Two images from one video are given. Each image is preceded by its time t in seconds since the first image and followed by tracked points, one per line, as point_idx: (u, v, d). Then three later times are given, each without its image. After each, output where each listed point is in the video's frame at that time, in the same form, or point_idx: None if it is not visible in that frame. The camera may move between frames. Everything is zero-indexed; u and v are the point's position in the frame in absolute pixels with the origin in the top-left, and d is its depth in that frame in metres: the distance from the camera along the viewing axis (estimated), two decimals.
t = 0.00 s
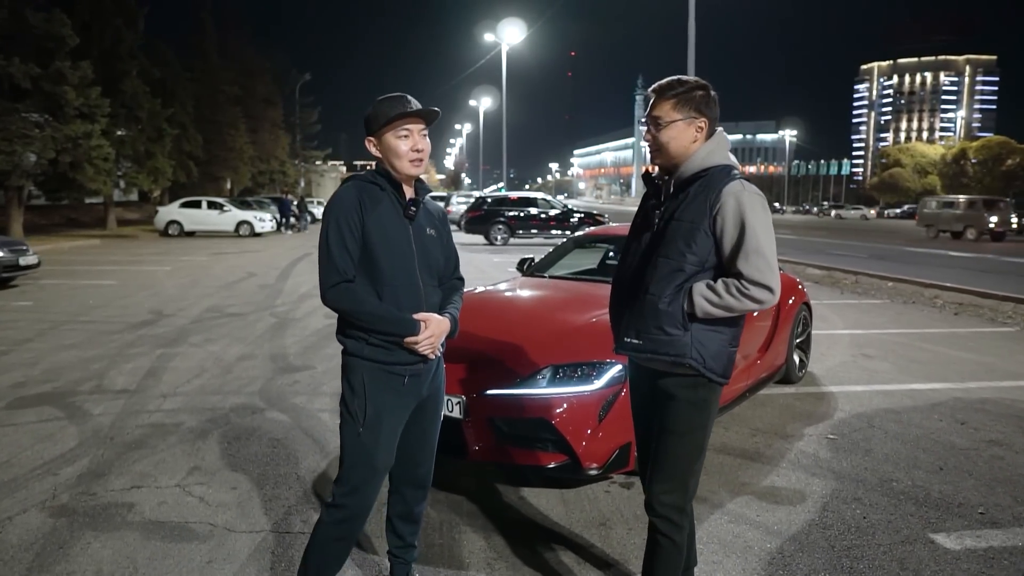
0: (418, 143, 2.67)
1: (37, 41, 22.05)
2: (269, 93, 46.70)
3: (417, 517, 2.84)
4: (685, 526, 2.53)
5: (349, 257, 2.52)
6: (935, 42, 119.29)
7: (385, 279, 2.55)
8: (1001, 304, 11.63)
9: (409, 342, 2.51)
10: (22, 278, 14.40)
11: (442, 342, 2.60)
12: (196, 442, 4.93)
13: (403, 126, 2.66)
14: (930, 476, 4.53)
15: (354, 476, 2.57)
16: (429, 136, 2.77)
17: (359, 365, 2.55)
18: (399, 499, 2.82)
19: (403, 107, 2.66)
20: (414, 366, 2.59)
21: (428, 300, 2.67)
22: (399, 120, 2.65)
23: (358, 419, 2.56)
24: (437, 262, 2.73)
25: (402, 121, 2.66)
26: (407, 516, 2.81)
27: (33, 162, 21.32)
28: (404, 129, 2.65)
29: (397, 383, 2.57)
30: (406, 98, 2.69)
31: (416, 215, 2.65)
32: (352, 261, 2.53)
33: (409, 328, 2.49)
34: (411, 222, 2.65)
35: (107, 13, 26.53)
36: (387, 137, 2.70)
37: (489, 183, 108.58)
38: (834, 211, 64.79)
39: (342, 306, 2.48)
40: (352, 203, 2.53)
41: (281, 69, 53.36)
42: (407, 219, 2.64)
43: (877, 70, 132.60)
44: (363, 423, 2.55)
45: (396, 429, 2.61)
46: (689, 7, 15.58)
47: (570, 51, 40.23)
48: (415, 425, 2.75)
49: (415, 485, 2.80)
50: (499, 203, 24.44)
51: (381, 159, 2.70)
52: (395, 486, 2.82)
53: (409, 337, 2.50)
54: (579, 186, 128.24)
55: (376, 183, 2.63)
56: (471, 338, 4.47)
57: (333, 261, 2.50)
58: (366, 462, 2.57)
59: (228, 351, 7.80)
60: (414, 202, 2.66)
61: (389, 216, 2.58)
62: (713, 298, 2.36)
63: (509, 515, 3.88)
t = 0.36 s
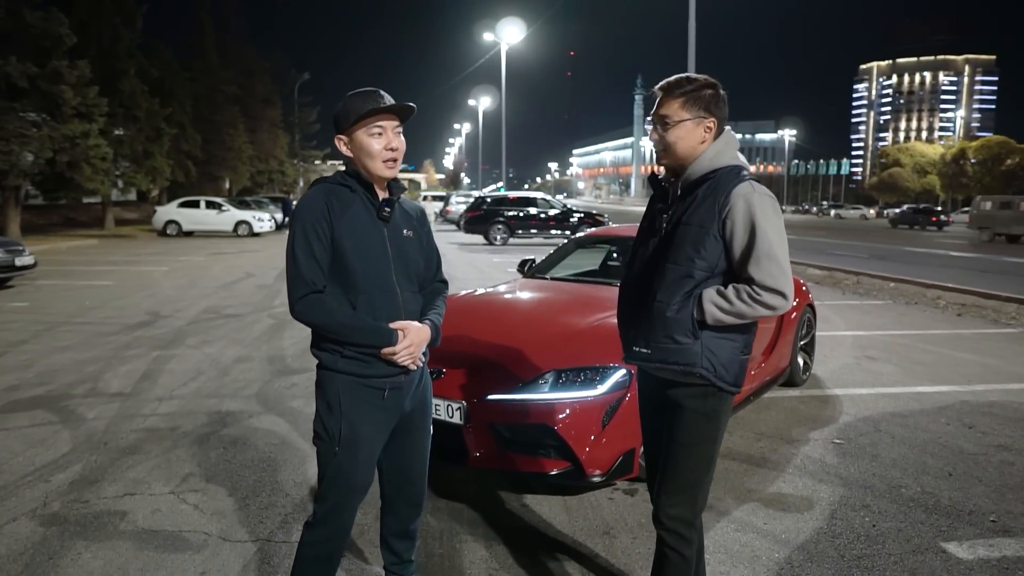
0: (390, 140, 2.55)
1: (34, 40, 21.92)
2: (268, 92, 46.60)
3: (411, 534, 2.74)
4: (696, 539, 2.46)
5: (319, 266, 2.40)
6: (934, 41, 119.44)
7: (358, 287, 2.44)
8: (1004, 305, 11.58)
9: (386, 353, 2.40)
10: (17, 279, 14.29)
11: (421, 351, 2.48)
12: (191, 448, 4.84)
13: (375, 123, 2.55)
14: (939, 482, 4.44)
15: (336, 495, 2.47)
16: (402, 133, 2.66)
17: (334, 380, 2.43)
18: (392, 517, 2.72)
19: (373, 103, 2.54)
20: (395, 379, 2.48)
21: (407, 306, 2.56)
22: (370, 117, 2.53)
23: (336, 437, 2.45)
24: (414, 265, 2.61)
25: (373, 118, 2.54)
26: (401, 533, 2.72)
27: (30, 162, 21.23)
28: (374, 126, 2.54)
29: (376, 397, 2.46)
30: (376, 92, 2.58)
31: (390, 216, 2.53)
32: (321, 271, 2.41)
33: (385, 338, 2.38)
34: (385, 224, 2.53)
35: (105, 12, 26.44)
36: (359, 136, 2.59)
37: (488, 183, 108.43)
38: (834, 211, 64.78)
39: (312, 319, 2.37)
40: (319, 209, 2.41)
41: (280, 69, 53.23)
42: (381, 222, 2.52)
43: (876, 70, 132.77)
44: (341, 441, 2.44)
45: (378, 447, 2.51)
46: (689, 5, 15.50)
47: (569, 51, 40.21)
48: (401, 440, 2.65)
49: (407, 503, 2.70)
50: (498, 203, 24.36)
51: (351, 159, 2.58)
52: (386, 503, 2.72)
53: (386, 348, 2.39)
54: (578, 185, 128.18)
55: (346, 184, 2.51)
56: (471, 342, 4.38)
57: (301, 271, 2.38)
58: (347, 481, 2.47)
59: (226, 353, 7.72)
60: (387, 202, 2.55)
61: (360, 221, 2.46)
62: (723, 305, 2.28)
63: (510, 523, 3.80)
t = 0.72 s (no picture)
0: (360, 138, 2.47)
1: (32, 39, 21.79)
2: (267, 92, 46.49)
3: (405, 552, 2.63)
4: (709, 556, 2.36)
5: (288, 280, 2.31)
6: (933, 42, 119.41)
7: (334, 299, 2.33)
8: (1009, 306, 11.49)
9: (365, 369, 2.30)
10: (14, 280, 14.18)
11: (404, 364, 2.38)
12: (187, 454, 4.74)
13: (342, 121, 2.45)
14: (951, 489, 4.35)
15: (317, 517, 2.37)
16: (374, 129, 2.56)
17: (312, 397, 2.34)
18: (387, 537, 2.60)
19: (339, 101, 2.44)
20: (377, 395, 2.38)
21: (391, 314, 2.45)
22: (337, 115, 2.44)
23: (315, 457, 2.35)
24: (398, 269, 2.50)
25: (338, 116, 2.45)
26: (396, 552, 2.60)
27: (27, 162, 21.11)
28: (341, 124, 2.45)
29: (356, 415, 2.36)
30: (341, 87, 2.48)
31: (365, 220, 2.42)
32: (292, 284, 2.31)
33: (362, 354, 2.28)
34: (361, 229, 2.42)
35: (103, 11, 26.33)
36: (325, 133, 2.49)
37: (488, 182, 108.34)
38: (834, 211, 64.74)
39: (283, 337, 2.27)
40: (284, 219, 2.32)
41: (279, 68, 53.07)
42: (356, 228, 2.41)
43: (875, 70, 132.74)
44: (321, 461, 2.34)
45: (360, 463, 2.41)
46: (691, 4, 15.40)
47: (569, 51, 40.13)
48: (389, 460, 2.53)
49: (401, 523, 2.59)
50: (498, 203, 24.27)
51: (320, 160, 2.49)
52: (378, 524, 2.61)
53: (364, 364, 2.29)
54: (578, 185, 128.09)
55: (314, 189, 2.41)
56: (472, 347, 4.28)
57: (269, 287, 2.29)
58: (328, 502, 2.37)
59: (223, 356, 7.62)
60: (361, 205, 2.43)
61: (330, 229, 2.35)
62: (737, 311, 2.18)
63: (512, 533, 3.70)
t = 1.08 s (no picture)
0: (351, 136, 2.39)
1: (31, 39, 21.71)
2: (267, 92, 46.43)
3: (406, 566, 2.56)
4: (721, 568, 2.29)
5: (280, 290, 2.24)
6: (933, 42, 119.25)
7: (329, 308, 2.26)
8: (1013, 307, 11.40)
9: (363, 382, 2.24)
10: (12, 281, 14.10)
11: (403, 374, 2.31)
12: (184, 459, 4.67)
13: (331, 119, 2.38)
14: (962, 495, 4.27)
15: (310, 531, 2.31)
16: (366, 126, 2.48)
17: (307, 409, 2.28)
18: (386, 550, 2.52)
19: (328, 98, 2.36)
20: (373, 407, 2.31)
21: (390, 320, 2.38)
22: (327, 112, 2.36)
23: (308, 471, 2.29)
24: (396, 273, 2.42)
25: (327, 114, 2.37)
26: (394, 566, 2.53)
27: (26, 162, 21.04)
28: (330, 122, 2.37)
29: (352, 428, 2.29)
30: (330, 83, 2.40)
31: (359, 224, 2.34)
32: (284, 294, 2.24)
33: (359, 365, 2.21)
34: (355, 234, 2.34)
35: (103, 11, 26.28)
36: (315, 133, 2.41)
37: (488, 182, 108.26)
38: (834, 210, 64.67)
39: (276, 349, 2.20)
40: (274, 225, 2.25)
41: (280, 67, 53.01)
42: (351, 232, 2.33)
43: (875, 70, 132.56)
44: (314, 475, 2.28)
45: (355, 476, 2.34)
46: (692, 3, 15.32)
47: (569, 51, 40.05)
48: (387, 471, 2.45)
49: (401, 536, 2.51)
50: (499, 203, 24.19)
51: (310, 161, 2.41)
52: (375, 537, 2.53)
53: (363, 376, 2.23)
54: (578, 185, 128.01)
55: (307, 192, 2.33)
56: (474, 351, 4.19)
57: (260, 297, 2.22)
58: (322, 518, 2.30)
59: (222, 358, 7.55)
60: (356, 209, 2.35)
61: (323, 234, 2.27)
62: (753, 316, 2.11)
63: (514, 540, 3.63)
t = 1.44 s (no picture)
0: (360, 133, 2.34)
1: (28, 38, 21.61)
2: (265, 92, 46.32)
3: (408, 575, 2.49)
4: None
5: (288, 294, 2.16)
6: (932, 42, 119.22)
7: (337, 313, 2.19)
8: (1016, 309, 11.34)
9: (371, 390, 2.17)
10: (9, 283, 14.02)
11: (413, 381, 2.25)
12: (181, 463, 4.61)
13: (339, 116, 2.33)
14: (969, 500, 4.22)
15: (314, 541, 2.24)
16: (374, 124, 2.42)
17: (314, 416, 2.21)
18: (388, 560, 2.45)
19: (336, 95, 2.31)
20: (381, 415, 2.24)
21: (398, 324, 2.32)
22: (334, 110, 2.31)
23: (314, 479, 2.22)
24: (404, 276, 2.36)
25: (335, 112, 2.32)
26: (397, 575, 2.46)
27: (24, 162, 20.95)
28: (339, 118, 2.32)
29: (360, 435, 2.22)
30: (339, 79, 2.35)
31: (367, 226, 2.27)
32: (292, 297, 2.17)
33: (368, 371, 2.14)
34: (364, 236, 2.27)
35: (102, 11, 26.19)
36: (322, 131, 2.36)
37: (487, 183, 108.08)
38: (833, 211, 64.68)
39: (284, 357, 2.13)
40: (281, 226, 2.18)
41: (278, 67, 52.91)
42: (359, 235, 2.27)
43: (874, 70, 132.46)
44: (320, 483, 2.21)
45: (362, 484, 2.27)
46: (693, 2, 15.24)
47: (569, 51, 39.96)
48: (392, 480, 2.38)
49: (404, 546, 2.44)
50: (498, 203, 24.12)
51: (317, 160, 2.36)
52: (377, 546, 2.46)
53: (372, 384, 2.16)
54: (577, 186, 127.87)
55: (314, 194, 2.27)
56: (475, 354, 4.13)
57: (266, 302, 2.15)
58: (325, 527, 2.23)
59: (220, 360, 7.48)
60: (363, 210, 2.29)
61: (331, 236, 2.21)
62: (765, 322, 2.05)
63: (517, 547, 3.57)
